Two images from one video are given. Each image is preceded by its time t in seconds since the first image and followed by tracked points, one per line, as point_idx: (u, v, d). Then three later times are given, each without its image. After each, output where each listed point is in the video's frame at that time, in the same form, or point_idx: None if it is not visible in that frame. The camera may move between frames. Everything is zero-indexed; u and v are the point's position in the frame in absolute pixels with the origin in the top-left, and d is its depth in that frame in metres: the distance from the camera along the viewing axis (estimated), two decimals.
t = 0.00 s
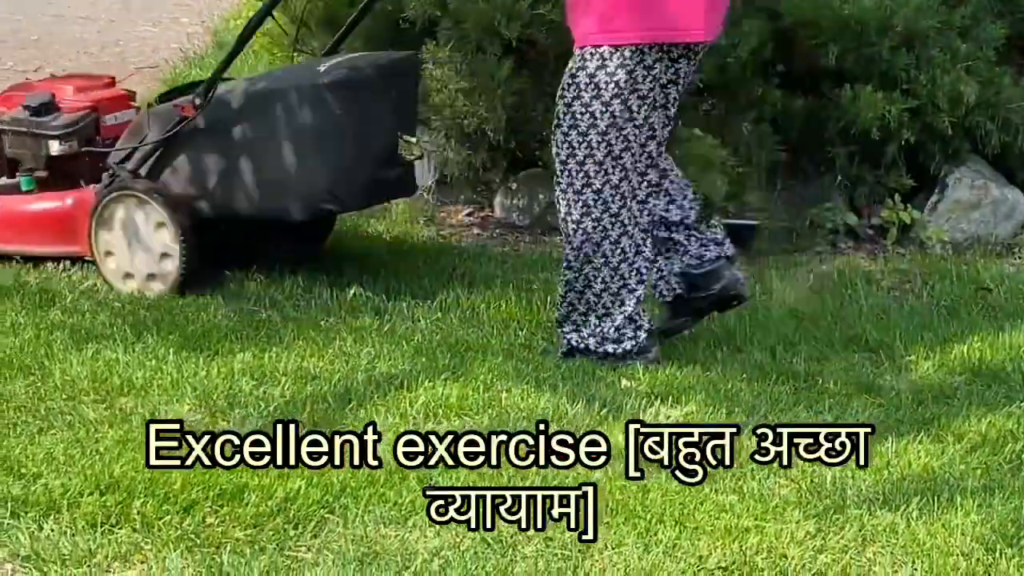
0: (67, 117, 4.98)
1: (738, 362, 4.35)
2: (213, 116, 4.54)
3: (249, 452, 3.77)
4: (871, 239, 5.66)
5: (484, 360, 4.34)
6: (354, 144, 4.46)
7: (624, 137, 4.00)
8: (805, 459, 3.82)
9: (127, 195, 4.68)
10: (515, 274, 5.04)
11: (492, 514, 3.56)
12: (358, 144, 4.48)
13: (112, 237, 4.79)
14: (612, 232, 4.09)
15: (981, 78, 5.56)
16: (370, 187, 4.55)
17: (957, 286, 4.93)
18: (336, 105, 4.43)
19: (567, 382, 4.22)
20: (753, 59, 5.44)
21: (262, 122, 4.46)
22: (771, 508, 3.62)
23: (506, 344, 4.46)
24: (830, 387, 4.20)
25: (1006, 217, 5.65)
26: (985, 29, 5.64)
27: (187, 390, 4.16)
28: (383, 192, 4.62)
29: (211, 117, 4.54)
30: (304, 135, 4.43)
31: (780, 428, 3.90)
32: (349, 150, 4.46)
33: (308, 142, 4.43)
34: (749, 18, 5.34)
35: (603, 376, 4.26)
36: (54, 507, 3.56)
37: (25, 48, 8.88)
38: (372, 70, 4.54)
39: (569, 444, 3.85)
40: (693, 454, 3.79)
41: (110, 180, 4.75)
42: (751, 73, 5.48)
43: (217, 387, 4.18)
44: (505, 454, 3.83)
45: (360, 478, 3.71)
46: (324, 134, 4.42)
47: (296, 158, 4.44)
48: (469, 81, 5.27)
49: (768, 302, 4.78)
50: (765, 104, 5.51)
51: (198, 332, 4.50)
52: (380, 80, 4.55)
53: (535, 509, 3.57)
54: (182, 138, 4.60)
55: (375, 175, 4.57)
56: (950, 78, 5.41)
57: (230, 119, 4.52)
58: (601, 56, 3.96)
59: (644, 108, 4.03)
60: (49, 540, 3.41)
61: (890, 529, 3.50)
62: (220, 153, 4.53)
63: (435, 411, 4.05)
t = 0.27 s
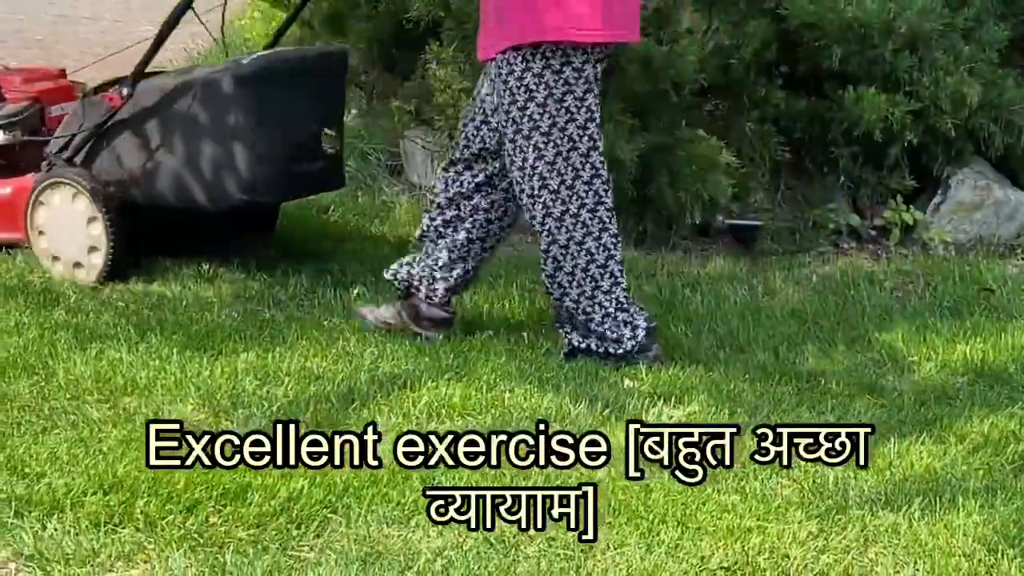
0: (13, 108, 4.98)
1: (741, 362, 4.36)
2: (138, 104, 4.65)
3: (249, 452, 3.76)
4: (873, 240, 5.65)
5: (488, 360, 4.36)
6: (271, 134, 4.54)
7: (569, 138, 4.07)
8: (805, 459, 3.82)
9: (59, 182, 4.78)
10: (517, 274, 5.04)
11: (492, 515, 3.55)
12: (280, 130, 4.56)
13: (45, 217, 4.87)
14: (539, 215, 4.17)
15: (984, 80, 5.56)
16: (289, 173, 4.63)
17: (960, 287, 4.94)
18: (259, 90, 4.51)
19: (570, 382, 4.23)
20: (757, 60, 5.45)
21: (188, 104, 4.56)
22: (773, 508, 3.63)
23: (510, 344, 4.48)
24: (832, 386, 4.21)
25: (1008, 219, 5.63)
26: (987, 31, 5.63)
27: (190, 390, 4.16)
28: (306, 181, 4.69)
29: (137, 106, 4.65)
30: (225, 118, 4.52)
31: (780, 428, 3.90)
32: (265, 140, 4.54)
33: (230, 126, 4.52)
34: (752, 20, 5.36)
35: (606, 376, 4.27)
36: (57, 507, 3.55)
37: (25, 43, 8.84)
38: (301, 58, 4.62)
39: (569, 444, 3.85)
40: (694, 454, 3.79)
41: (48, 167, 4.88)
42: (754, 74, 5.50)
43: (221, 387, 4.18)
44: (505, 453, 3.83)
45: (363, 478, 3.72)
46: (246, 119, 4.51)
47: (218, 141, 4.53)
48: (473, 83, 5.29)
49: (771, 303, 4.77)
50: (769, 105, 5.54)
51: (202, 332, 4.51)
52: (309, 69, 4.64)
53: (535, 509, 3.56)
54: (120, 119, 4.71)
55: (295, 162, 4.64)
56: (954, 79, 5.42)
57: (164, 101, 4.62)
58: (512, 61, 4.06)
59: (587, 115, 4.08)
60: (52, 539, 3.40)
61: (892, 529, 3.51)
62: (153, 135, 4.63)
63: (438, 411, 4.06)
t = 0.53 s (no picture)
0: None
1: (753, 366, 4.34)
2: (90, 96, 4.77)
3: (249, 452, 3.72)
4: (884, 244, 5.56)
5: (498, 366, 4.33)
6: (212, 130, 4.63)
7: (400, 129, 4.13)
8: (805, 459, 3.83)
9: (13, 171, 4.90)
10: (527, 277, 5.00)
11: (492, 513, 3.53)
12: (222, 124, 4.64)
13: None
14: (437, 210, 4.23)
15: (996, 84, 5.51)
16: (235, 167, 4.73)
17: (973, 292, 4.91)
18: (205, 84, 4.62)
19: (582, 388, 4.20)
20: (768, 63, 5.36)
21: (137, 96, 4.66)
22: (786, 514, 3.58)
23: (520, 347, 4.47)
24: (844, 392, 4.19)
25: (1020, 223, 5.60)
26: (999, 35, 5.61)
27: (203, 393, 4.12)
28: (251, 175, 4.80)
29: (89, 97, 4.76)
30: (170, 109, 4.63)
31: (780, 427, 3.90)
32: (205, 136, 4.63)
33: (175, 118, 4.62)
34: (763, 25, 5.34)
35: (618, 381, 4.25)
36: (71, 511, 3.46)
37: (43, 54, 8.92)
38: (247, 56, 4.72)
39: (569, 444, 3.83)
40: (694, 454, 3.79)
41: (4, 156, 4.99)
42: (765, 78, 5.40)
43: (233, 391, 4.13)
44: (505, 454, 3.82)
45: (373, 482, 3.67)
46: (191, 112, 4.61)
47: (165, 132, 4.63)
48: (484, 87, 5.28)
49: (784, 306, 4.77)
50: (780, 109, 5.42)
51: (213, 336, 4.50)
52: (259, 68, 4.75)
53: (535, 509, 3.54)
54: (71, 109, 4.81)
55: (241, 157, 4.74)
56: (966, 83, 5.35)
57: (114, 92, 4.72)
58: (382, 47, 4.05)
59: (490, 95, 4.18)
60: (67, 543, 3.31)
61: (906, 535, 3.47)
62: (102, 125, 4.74)
63: (450, 416, 4.03)
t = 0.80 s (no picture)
0: None
1: (766, 371, 4.33)
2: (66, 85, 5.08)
3: (249, 452, 3.75)
4: (896, 248, 5.58)
5: (506, 372, 4.30)
6: (178, 113, 4.90)
7: (292, 121, 4.04)
8: (803, 459, 3.84)
9: None
10: (538, 281, 4.98)
11: (492, 514, 3.54)
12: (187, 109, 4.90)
13: None
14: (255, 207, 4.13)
15: (1010, 89, 5.45)
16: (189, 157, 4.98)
17: (985, 297, 4.91)
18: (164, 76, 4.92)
19: (595, 391, 4.19)
20: (780, 67, 5.32)
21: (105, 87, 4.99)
22: (800, 519, 3.59)
23: (531, 351, 4.46)
24: (856, 398, 4.18)
25: None
26: (1012, 40, 5.58)
27: (216, 397, 4.09)
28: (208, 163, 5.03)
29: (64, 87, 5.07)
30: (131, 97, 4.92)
31: (780, 428, 3.91)
32: (171, 117, 4.90)
33: (151, 103, 4.90)
34: (774, 28, 5.29)
35: (630, 386, 4.24)
36: (85, 515, 3.46)
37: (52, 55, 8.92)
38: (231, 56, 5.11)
39: (569, 444, 3.85)
40: (694, 455, 3.82)
41: None
42: (777, 81, 5.36)
43: (245, 394, 4.11)
44: (505, 454, 3.83)
45: (386, 487, 3.66)
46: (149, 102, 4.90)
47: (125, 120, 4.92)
48: (495, 89, 5.24)
49: (796, 310, 4.77)
50: (791, 114, 5.37)
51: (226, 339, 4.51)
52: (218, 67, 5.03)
53: (535, 509, 3.56)
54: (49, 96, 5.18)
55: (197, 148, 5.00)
56: (978, 87, 5.32)
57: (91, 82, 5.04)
58: (285, 44, 3.98)
59: (406, 92, 4.21)
60: (82, 547, 3.31)
61: (919, 541, 3.46)
62: (73, 108, 5.07)
63: (462, 419, 4.02)
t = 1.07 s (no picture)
0: None
1: (773, 377, 4.31)
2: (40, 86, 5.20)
3: (249, 452, 3.77)
4: (903, 254, 5.57)
5: (517, 376, 4.30)
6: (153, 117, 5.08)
7: (194, 107, 3.98)
8: (803, 459, 3.86)
9: None
10: (545, 287, 4.95)
11: (492, 514, 3.56)
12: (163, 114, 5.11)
13: None
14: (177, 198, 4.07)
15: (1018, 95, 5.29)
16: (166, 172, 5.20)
17: (992, 303, 4.89)
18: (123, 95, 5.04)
19: (602, 397, 4.18)
20: (787, 73, 5.24)
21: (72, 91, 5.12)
22: (808, 526, 3.58)
23: (537, 356, 4.44)
24: (864, 404, 4.17)
25: None
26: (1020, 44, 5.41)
27: (222, 402, 4.08)
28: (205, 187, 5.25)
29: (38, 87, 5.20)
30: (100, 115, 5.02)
31: (780, 428, 3.94)
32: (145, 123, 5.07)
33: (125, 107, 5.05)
34: (782, 33, 5.20)
35: (637, 391, 4.22)
36: (92, 521, 3.46)
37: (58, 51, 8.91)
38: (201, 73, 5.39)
39: (569, 444, 3.88)
40: (693, 454, 3.83)
41: None
42: (785, 87, 5.27)
43: (252, 400, 4.10)
44: (505, 454, 3.86)
45: (394, 492, 3.66)
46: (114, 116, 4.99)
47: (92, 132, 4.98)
48: (502, 94, 5.13)
49: (802, 316, 4.76)
50: (799, 119, 5.31)
51: (234, 339, 4.51)
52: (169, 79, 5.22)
53: (534, 509, 3.58)
54: (13, 95, 5.30)
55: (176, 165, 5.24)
56: (986, 93, 5.21)
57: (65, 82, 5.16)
58: (175, 56, 3.95)
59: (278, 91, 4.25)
60: (89, 553, 3.30)
61: (927, 548, 3.46)
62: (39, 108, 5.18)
63: (469, 425, 4.01)
